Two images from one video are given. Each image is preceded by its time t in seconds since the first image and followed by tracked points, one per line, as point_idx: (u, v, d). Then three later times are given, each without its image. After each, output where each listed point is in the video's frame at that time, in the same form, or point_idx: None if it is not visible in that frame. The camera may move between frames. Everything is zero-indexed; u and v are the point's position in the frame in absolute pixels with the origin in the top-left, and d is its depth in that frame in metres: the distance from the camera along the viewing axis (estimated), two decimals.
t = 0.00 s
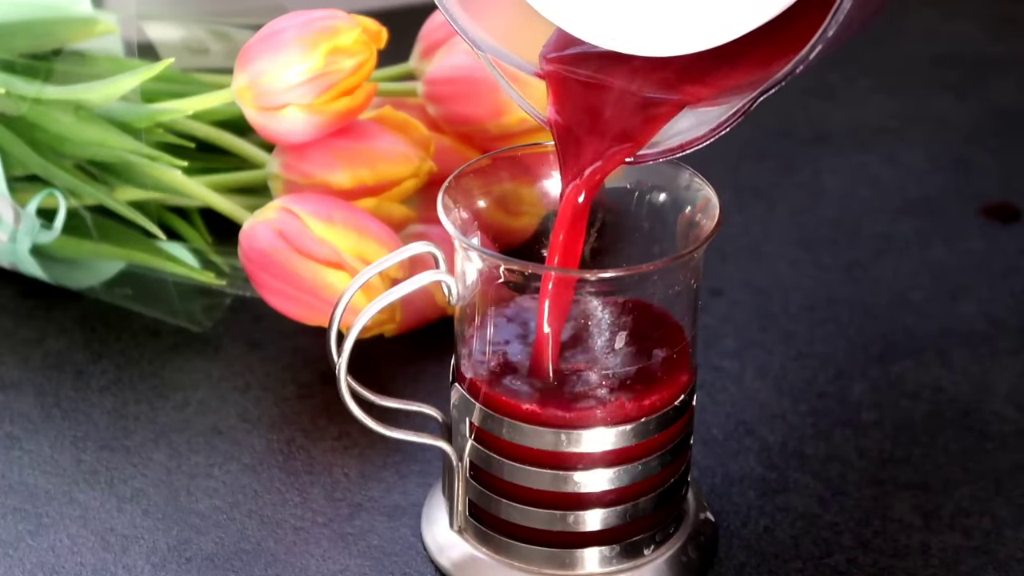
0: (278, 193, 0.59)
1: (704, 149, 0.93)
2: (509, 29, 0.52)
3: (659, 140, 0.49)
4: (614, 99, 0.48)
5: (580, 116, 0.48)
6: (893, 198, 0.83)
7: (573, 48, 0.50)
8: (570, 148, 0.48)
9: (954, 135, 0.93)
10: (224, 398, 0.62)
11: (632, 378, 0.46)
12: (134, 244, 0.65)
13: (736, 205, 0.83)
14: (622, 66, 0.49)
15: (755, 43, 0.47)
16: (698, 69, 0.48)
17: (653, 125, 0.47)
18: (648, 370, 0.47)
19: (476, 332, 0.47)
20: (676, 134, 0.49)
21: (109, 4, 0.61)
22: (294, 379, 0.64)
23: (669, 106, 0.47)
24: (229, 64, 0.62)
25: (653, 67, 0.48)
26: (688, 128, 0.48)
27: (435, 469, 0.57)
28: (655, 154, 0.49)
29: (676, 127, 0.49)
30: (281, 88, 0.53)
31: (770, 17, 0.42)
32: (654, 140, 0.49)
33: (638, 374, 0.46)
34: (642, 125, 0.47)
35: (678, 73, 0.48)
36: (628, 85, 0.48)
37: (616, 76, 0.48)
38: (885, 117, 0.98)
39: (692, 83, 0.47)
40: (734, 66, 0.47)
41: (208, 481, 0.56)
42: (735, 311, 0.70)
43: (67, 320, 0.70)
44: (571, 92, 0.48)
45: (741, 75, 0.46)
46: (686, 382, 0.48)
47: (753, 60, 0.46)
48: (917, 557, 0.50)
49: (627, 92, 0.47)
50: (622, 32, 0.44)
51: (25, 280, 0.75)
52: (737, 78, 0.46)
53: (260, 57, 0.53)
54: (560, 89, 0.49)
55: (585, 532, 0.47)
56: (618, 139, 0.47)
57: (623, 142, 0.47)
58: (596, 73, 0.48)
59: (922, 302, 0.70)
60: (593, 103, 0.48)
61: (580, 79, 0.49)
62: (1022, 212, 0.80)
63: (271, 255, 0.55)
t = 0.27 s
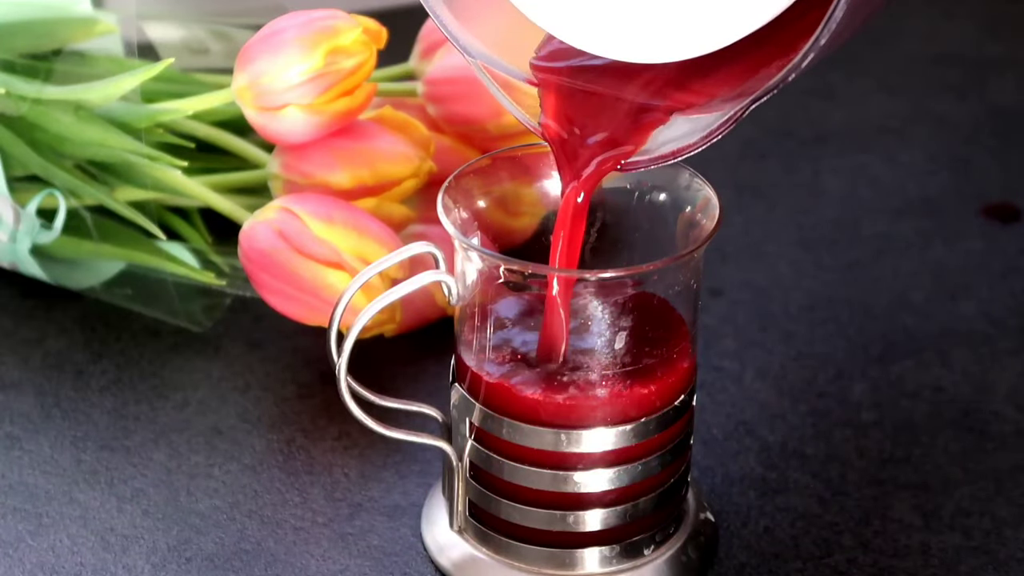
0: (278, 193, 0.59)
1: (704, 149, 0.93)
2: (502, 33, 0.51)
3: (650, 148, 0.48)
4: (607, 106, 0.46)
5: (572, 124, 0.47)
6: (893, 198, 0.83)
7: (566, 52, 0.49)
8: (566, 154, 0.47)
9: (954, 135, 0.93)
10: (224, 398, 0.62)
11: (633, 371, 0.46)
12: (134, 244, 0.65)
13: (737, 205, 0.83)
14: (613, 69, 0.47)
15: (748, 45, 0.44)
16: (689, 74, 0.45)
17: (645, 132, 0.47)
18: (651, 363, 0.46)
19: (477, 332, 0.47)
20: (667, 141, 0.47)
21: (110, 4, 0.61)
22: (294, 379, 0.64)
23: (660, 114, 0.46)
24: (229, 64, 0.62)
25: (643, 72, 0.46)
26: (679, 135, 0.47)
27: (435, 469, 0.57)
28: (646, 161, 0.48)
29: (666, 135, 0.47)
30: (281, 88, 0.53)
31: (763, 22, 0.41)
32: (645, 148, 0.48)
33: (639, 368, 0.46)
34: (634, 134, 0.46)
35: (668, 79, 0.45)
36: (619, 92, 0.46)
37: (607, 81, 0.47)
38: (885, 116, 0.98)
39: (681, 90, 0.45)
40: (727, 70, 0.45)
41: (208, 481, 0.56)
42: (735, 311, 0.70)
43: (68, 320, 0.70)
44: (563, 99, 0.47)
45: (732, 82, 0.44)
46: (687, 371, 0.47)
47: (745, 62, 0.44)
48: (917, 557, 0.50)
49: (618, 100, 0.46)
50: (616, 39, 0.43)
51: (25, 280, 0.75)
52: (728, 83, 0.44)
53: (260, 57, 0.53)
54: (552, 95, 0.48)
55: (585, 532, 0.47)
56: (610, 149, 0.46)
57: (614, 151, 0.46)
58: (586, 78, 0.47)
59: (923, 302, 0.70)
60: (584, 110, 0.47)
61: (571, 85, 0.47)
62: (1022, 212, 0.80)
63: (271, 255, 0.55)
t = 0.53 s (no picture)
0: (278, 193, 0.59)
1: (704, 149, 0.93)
2: (504, 34, 0.50)
3: (651, 153, 0.46)
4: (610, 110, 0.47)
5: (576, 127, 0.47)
6: (893, 198, 0.83)
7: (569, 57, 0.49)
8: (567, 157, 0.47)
9: (954, 136, 0.93)
10: (224, 398, 0.62)
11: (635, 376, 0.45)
12: (134, 244, 0.65)
13: (737, 205, 0.83)
14: (616, 75, 0.47)
15: (748, 51, 0.45)
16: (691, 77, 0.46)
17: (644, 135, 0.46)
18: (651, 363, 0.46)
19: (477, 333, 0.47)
20: (669, 147, 0.46)
21: (110, 5, 0.61)
22: (294, 380, 0.64)
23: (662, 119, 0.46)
24: (229, 64, 0.62)
25: (647, 76, 0.46)
26: (681, 140, 0.46)
27: (435, 469, 0.57)
28: (646, 166, 0.47)
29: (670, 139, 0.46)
30: (281, 88, 0.53)
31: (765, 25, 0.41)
32: (645, 153, 0.46)
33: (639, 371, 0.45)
34: (635, 137, 0.46)
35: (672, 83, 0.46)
36: (623, 96, 0.46)
37: (610, 86, 0.47)
38: (885, 116, 0.98)
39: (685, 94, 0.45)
40: (729, 74, 0.45)
41: (208, 481, 0.56)
42: (735, 311, 0.70)
43: (68, 320, 0.70)
44: (565, 104, 0.47)
45: (732, 87, 0.44)
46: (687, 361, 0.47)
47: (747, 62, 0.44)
48: (917, 557, 0.50)
49: (622, 103, 0.46)
50: (613, 40, 0.43)
51: (25, 280, 0.75)
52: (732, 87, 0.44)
53: (260, 57, 0.53)
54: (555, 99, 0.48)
55: (585, 532, 0.47)
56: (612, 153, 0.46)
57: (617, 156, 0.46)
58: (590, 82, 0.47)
59: (923, 302, 0.70)
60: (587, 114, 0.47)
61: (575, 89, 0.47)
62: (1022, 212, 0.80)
63: (271, 255, 0.55)
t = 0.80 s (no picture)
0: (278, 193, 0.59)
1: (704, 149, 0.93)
2: (504, 33, 0.50)
3: (652, 153, 0.47)
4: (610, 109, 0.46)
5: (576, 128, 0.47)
6: (893, 198, 0.83)
7: (573, 58, 0.49)
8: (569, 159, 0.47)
9: (954, 136, 0.93)
10: (224, 398, 0.62)
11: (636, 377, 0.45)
12: (134, 244, 0.65)
13: (737, 205, 0.83)
14: (617, 74, 0.47)
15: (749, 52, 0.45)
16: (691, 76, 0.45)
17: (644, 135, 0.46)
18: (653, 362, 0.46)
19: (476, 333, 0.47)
20: (671, 147, 0.46)
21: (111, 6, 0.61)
22: (294, 380, 0.64)
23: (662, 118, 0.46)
24: (229, 64, 0.62)
25: (648, 76, 0.46)
26: (684, 140, 0.46)
27: (435, 470, 0.57)
28: (648, 166, 0.47)
29: (671, 139, 0.46)
30: (281, 89, 0.53)
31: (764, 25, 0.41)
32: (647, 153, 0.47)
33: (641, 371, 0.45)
34: (637, 138, 0.46)
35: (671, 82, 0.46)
36: (623, 94, 0.46)
37: (610, 85, 0.47)
38: (885, 116, 0.98)
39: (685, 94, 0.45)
40: (727, 74, 0.45)
41: (208, 482, 0.56)
42: (735, 311, 0.70)
43: (68, 321, 0.70)
44: (567, 104, 0.47)
45: (735, 87, 0.44)
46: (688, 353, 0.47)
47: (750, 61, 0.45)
48: (917, 557, 0.50)
49: (622, 102, 0.46)
50: (613, 40, 0.43)
51: (25, 280, 0.75)
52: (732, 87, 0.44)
53: (260, 57, 0.53)
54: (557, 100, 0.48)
55: (585, 532, 0.47)
56: (613, 154, 0.46)
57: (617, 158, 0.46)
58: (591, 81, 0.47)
59: (923, 302, 0.70)
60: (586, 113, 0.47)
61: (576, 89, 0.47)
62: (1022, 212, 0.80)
63: (271, 255, 0.55)
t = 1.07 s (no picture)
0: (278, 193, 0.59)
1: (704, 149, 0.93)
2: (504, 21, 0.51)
3: (650, 137, 0.47)
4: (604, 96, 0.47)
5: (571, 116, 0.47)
6: (893, 198, 0.83)
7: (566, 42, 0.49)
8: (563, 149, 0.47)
9: (954, 136, 0.93)
10: (225, 398, 0.62)
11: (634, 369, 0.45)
12: (134, 244, 0.65)
13: (737, 205, 0.83)
14: (612, 58, 0.47)
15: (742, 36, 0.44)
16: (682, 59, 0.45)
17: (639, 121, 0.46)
18: (654, 355, 0.45)
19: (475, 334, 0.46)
20: (667, 132, 0.47)
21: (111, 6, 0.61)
22: (294, 379, 0.64)
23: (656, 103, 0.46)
24: (229, 64, 0.62)
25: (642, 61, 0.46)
26: (679, 125, 0.46)
27: (435, 469, 0.57)
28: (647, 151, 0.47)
29: (667, 124, 0.47)
30: (281, 89, 0.53)
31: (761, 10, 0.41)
32: (644, 137, 0.47)
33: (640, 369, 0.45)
34: (634, 125, 0.47)
35: (663, 64, 0.45)
36: (615, 80, 0.46)
37: (602, 70, 0.47)
38: (885, 116, 0.98)
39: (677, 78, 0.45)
40: (721, 59, 0.44)
41: (208, 481, 0.56)
42: (735, 311, 0.70)
43: (68, 321, 0.70)
44: (563, 92, 0.48)
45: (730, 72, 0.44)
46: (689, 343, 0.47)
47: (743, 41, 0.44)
48: (917, 557, 0.50)
49: (615, 87, 0.46)
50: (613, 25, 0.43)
51: (25, 280, 0.75)
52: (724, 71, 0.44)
53: (260, 57, 0.53)
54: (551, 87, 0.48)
55: (585, 532, 0.47)
56: (609, 141, 0.46)
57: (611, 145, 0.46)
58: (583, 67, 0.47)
59: (923, 302, 0.70)
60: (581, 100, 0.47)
61: (570, 74, 0.47)
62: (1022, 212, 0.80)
63: (271, 255, 0.55)
